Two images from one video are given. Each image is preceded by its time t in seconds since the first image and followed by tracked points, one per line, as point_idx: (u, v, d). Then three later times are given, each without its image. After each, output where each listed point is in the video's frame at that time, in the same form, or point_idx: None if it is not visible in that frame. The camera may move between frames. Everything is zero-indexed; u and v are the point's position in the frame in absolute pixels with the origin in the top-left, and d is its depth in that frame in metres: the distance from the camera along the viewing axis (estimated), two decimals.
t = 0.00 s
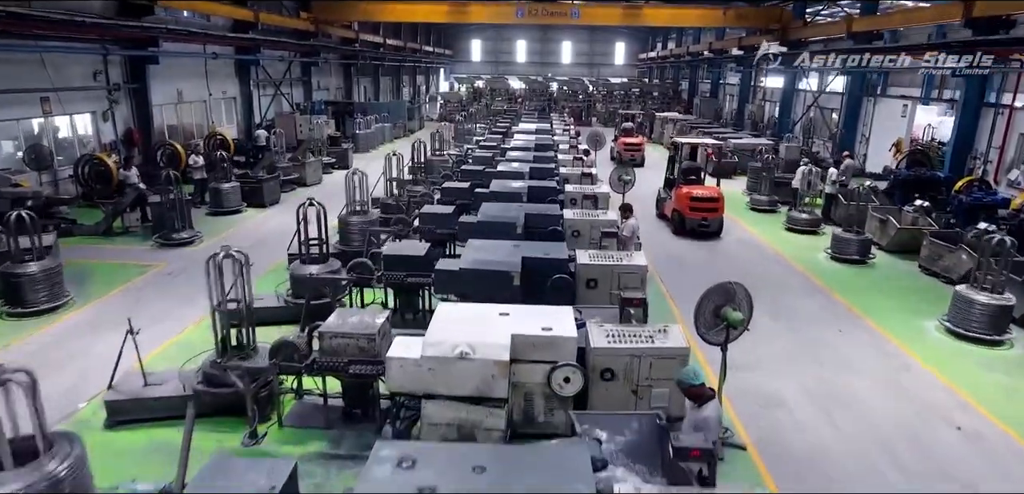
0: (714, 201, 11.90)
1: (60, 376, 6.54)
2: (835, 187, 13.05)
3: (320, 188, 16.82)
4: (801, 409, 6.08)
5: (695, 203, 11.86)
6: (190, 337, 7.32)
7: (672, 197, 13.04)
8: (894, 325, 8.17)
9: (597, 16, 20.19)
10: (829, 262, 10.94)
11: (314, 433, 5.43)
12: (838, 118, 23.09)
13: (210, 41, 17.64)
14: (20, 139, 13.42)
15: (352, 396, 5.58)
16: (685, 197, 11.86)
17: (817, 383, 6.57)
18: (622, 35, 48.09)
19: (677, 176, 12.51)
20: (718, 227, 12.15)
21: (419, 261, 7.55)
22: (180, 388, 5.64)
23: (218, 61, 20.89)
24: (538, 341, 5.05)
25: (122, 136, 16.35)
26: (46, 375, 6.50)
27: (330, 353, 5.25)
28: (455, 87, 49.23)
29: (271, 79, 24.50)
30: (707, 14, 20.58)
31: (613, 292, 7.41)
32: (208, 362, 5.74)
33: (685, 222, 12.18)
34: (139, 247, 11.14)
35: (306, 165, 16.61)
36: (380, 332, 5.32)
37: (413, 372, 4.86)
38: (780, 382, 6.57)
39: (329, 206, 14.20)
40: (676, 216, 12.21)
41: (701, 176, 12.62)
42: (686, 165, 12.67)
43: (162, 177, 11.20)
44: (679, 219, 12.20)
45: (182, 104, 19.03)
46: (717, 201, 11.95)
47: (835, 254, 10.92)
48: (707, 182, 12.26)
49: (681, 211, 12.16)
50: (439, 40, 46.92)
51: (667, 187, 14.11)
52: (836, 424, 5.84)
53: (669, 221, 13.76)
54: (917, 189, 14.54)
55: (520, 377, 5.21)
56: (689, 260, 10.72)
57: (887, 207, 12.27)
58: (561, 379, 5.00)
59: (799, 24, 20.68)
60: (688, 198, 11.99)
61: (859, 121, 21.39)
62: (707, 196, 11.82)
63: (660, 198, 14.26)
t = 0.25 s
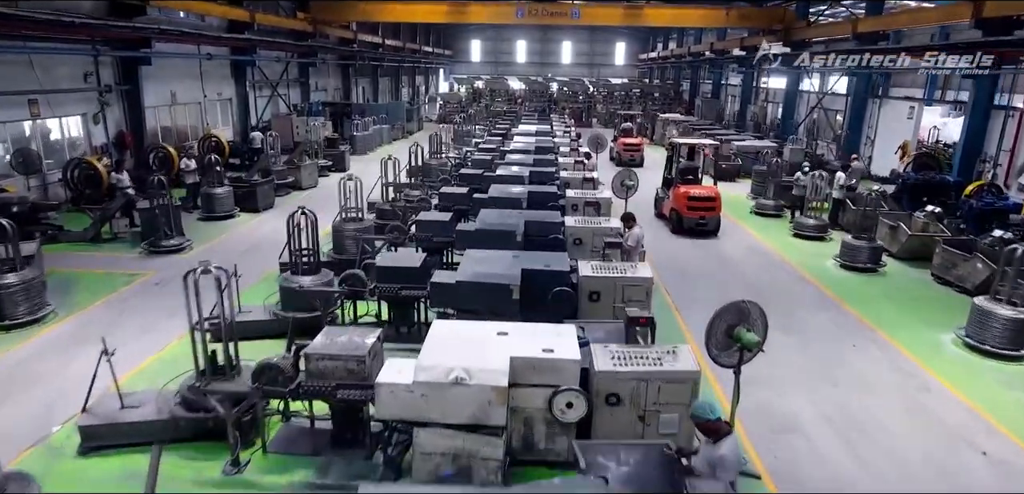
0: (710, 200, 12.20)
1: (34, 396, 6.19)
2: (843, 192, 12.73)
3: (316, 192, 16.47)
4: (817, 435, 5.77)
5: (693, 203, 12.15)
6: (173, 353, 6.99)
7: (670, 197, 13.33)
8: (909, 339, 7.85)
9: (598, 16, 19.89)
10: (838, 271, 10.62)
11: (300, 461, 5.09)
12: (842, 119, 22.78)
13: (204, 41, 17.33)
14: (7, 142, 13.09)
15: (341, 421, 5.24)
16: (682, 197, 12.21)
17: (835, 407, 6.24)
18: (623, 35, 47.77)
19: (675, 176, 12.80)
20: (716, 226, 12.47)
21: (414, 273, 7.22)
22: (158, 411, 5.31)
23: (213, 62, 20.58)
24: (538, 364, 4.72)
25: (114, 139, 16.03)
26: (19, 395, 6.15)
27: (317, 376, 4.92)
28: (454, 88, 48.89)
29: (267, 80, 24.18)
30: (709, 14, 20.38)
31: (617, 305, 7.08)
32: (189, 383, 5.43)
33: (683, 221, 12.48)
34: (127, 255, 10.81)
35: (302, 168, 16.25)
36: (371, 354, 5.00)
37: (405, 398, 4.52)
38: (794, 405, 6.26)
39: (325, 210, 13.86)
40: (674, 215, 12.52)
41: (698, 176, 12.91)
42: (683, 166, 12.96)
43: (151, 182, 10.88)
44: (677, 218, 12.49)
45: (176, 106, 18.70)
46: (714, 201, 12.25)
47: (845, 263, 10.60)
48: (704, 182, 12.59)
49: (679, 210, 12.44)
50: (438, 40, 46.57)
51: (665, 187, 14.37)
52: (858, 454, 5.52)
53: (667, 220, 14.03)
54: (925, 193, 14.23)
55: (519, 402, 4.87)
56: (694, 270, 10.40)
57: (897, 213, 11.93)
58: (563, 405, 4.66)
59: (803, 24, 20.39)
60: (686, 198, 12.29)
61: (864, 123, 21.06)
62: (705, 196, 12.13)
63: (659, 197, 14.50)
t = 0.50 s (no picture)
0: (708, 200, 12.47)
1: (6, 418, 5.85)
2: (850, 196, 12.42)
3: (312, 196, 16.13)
4: (833, 458, 5.46)
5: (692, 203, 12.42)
6: (155, 370, 6.65)
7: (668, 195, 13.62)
8: (924, 352, 7.55)
9: (599, 16, 19.62)
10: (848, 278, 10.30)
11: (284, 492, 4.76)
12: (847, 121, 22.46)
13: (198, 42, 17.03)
14: None
15: (328, 448, 4.91)
16: (680, 197, 12.48)
17: (851, 427, 5.94)
18: (623, 36, 47.46)
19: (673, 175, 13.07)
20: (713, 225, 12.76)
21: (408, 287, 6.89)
22: (133, 439, 4.98)
23: (208, 63, 20.27)
24: (539, 390, 4.41)
25: (106, 142, 15.73)
26: None
27: (302, 402, 4.60)
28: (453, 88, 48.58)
29: (264, 81, 23.87)
30: (711, 14, 20.25)
31: (621, 320, 6.77)
32: (167, 408, 5.11)
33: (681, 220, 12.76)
34: (115, 262, 10.48)
35: (297, 172, 15.91)
36: (360, 378, 4.69)
37: (395, 428, 4.21)
38: (807, 426, 5.95)
39: (320, 215, 13.54)
40: (673, 214, 12.80)
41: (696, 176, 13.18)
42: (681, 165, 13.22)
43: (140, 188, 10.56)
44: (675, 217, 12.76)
45: (169, 108, 18.39)
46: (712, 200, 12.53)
47: (854, 270, 10.28)
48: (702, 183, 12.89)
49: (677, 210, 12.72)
50: (438, 40, 46.26)
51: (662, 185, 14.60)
52: (877, 479, 5.22)
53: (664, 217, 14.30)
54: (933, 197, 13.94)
55: (519, 430, 4.55)
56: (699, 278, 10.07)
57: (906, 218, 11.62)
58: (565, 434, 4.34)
59: (807, 24, 20.11)
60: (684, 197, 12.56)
61: (869, 124, 20.75)
62: (703, 196, 12.40)
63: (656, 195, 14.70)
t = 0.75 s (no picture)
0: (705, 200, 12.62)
1: None
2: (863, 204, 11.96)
3: (304, 202, 15.61)
4: None
5: (688, 202, 12.57)
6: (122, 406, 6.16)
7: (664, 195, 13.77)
8: (952, 381, 7.14)
9: (601, 16, 19.22)
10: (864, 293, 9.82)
11: None
12: (854, 124, 21.96)
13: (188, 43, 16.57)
14: None
15: None
16: (677, 198, 12.66)
17: (882, 469, 5.51)
18: (624, 36, 46.99)
19: (670, 175, 13.22)
20: (709, 226, 12.94)
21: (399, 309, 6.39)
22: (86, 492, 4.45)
23: (200, 65, 19.78)
24: (539, 440, 3.90)
25: (91, 147, 15.24)
26: None
27: (274, 452, 4.09)
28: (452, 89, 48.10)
29: (258, 83, 23.37)
30: (715, 14, 19.95)
31: (628, 345, 6.26)
32: (127, 452, 4.60)
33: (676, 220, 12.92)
34: (93, 277, 9.96)
35: (289, 177, 15.40)
36: (338, 424, 4.18)
37: (375, 487, 3.70)
38: (835, 469, 5.50)
39: (310, 225, 13.03)
40: (669, 213, 12.95)
41: (693, 176, 13.34)
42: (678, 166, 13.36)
43: (121, 198, 10.05)
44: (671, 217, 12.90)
45: (159, 111, 17.89)
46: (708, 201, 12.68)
47: (871, 284, 9.80)
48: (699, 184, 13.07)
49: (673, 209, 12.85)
50: (436, 40, 45.76)
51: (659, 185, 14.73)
52: None
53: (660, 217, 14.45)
54: (946, 203, 13.57)
55: (516, 485, 4.03)
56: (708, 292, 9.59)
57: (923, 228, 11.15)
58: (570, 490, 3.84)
59: (811, 24, 19.74)
60: (681, 197, 12.72)
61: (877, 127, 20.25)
62: (699, 196, 12.55)
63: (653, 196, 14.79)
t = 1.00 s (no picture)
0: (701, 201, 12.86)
1: None
2: (873, 211, 11.59)
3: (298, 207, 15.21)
4: None
5: (685, 203, 12.78)
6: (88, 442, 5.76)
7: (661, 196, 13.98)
8: (974, 402, 6.80)
9: (602, 17, 18.90)
10: (876, 305, 9.46)
11: None
12: (859, 126, 21.57)
13: (180, 45, 16.20)
14: None
15: None
16: (674, 198, 12.86)
17: None
18: (624, 36, 46.60)
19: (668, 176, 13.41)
20: (705, 225, 13.14)
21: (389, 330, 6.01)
22: None
23: (193, 66, 19.38)
24: (536, 488, 3.51)
25: (79, 151, 14.82)
26: None
27: None
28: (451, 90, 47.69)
29: (253, 84, 22.98)
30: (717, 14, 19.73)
31: (632, 368, 5.89)
32: None
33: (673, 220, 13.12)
34: (75, 289, 9.58)
35: (282, 182, 15.01)
36: (316, 467, 3.78)
37: None
38: None
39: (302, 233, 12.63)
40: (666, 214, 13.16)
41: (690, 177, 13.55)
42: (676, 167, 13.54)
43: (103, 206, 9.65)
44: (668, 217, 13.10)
45: (150, 114, 17.49)
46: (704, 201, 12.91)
47: (883, 296, 9.44)
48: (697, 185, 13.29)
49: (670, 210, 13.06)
50: (435, 40, 45.35)
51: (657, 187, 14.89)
52: None
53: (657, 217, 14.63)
54: (956, 209, 13.25)
55: None
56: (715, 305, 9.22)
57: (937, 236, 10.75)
58: None
59: (815, 24, 19.47)
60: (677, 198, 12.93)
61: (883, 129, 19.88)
62: (696, 197, 12.77)
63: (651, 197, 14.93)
